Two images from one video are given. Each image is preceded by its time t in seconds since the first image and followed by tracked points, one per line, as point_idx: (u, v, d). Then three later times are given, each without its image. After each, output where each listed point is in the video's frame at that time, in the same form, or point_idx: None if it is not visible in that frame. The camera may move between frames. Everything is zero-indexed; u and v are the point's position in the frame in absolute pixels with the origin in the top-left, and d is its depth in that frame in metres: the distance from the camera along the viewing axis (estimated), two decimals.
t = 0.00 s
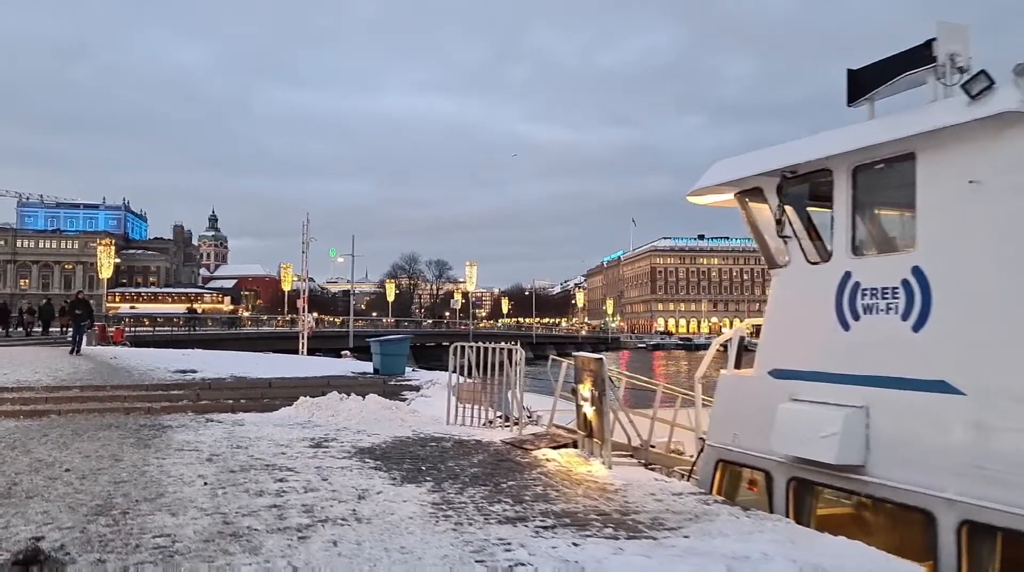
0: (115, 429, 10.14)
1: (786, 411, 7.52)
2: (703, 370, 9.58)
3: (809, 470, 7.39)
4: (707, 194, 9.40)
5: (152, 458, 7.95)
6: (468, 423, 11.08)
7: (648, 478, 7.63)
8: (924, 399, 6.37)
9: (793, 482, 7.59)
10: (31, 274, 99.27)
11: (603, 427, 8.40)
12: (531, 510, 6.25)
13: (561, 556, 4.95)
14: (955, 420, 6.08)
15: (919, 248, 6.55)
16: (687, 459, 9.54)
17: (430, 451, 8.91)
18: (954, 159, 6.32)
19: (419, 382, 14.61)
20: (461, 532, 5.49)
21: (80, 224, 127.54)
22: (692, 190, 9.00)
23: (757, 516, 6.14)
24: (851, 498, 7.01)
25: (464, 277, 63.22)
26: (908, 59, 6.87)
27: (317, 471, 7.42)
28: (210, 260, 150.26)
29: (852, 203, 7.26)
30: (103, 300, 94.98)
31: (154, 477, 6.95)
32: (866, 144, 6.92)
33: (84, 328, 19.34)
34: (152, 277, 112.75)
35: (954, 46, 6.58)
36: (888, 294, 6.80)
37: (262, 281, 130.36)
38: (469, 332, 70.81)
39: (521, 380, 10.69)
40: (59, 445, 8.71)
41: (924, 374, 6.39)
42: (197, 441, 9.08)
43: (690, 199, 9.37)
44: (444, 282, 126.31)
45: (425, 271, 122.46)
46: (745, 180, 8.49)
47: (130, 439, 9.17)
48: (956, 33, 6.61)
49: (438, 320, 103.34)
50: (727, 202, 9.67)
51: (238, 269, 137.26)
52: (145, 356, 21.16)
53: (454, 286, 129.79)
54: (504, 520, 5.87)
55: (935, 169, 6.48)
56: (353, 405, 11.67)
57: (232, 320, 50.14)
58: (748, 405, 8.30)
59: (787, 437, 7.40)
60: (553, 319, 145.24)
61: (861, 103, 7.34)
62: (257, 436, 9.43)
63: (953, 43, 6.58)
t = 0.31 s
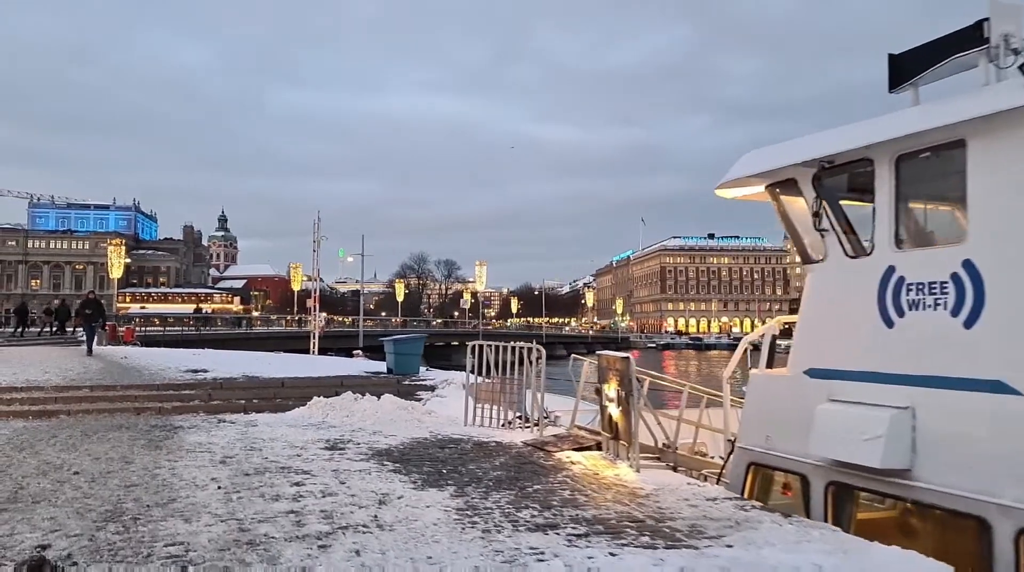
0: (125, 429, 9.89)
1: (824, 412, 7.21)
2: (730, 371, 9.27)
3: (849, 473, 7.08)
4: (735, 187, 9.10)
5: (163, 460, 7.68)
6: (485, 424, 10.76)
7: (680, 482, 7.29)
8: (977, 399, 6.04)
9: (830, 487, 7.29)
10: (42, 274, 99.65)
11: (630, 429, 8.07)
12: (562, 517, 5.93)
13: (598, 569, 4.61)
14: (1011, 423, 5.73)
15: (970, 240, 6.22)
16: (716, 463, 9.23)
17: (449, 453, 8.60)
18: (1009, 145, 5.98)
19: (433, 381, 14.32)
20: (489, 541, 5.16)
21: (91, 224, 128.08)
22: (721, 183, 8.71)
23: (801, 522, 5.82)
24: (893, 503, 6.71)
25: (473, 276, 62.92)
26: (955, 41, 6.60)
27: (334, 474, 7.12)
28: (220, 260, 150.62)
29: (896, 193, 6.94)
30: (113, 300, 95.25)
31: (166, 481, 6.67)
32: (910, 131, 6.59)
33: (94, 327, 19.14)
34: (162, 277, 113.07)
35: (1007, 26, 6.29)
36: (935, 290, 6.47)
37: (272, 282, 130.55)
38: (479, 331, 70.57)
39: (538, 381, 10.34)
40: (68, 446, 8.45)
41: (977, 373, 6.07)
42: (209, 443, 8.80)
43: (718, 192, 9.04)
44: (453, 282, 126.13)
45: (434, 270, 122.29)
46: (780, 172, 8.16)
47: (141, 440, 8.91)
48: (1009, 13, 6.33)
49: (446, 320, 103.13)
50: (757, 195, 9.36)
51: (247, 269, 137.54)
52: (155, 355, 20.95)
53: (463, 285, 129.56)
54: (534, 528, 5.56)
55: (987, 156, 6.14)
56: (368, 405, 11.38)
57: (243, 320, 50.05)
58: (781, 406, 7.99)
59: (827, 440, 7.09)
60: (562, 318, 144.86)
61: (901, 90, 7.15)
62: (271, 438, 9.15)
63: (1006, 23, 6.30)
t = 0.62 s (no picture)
0: (131, 436, 9.53)
1: (869, 421, 6.81)
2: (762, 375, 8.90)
3: (896, 487, 6.67)
4: (767, 181, 8.71)
5: (170, 470, 7.30)
6: (502, 430, 10.36)
7: (715, 494, 6.89)
8: None
9: (876, 500, 6.89)
10: (50, 274, 99.75)
11: (660, 438, 7.65)
12: (595, 534, 5.52)
13: None
14: None
15: None
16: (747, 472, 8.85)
17: (469, 462, 8.20)
18: None
19: (447, 384, 13.95)
20: (521, 563, 4.75)
21: (99, 225, 128.33)
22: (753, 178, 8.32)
23: (851, 540, 5.44)
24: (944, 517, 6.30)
25: (481, 276, 62.48)
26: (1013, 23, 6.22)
27: (349, 486, 6.73)
28: (227, 260, 150.79)
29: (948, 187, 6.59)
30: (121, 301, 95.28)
31: (172, 493, 6.29)
32: (965, 121, 6.23)
33: (101, 328, 18.81)
34: (169, 278, 113.14)
35: None
36: (992, 291, 6.06)
37: (279, 282, 130.52)
38: (486, 332, 70.22)
39: (558, 385, 9.95)
40: (70, 454, 8.07)
41: None
42: (217, 451, 8.42)
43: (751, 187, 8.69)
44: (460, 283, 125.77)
45: (441, 271, 121.95)
46: (818, 165, 7.78)
47: (146, 448, 8.53)
48: None
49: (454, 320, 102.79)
50: (789, 190, 8.96)
51: (254, 270, 137.57)
52: (163, 357, 20.62)
53: (470, 286, 129.19)
54: (567, 547, 5.16)
55: None
56: (380, 410, 11.00)
57: (250, 320, 49.77)
58: (820, 413, 7.60)
59: (874, 451, 6.68)
60: (569, 319, 144.36)
61: (953, 77, 6.78)
62: (282, 445, 8.76)
63: None
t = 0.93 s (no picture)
0: (136, 436, 9.20)
1: (915, 423, 6.48)
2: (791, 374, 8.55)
3: (944, 492, 6.33)
4: (798, 172, 8.35)
5: (176, 473, 6.96)
6: (519, 431, 10.02)
7: (750, 500, 6.53)
8: None
9: (919, 506, 6.55)
10: (56, 274, 99.75)
11: (689, 440, 7.29)
12: (630, 544, 5.17)
13: None
14: None
15: None
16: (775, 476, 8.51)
17: (487, 464, 7.84)
18: None
19: (459, 384, 13.61)
20: None
21: (105, 225, 128.46)
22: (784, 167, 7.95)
23: (905, 550, 5.12)
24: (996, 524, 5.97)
25: (486, 276, 62.20)
26: None
27: (365, 490, 6.39)
28: (232, 260, 150.80)
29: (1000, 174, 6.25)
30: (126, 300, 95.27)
31: (178, 499, 5.95)
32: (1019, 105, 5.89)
33: (106, 327, 18.50)
34: (175, 277, 113.15)
35: None
36: None
37: (284, 282, 130.44)
38: (492, 332, 69.94)
39: (577, 384, 9.59)
40: (73, 456, 7.75)
41: None
42: (225, 452, 8.08)
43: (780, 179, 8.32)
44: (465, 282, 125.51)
45: (446, 270, 121.68)
46: (857, 154, 7.42)
47: (152, 449, 8.21)
48: None
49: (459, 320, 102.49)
50: (818, 182, 8.61)
51: (259, 269, 137.55)
52: (168, 356, 20.33)
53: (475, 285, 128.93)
54: (602, 558, 4.80)
55: None
56: (392, 409, 10.66)
57: (256, 320, 49.50)
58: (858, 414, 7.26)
59: (921, 455, 6.34)
60: (574, 319, 144.01)
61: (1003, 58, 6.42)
62: (292, 446, 8.42)
63: None
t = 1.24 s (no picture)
0: (136, 446, 8.87)
1: (957, 434, 6.17)
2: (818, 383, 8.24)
3: (987, 508, 6.01)
4: (825, 172, 8.10)
5: (178, 487, 6.63)
6: (532, 439, 9.68)
7: (784, 515, 6.19)
8: None
9: (959, 523, 6.24)
10: (57, 275, 99.49)
11: (714, 451, 6.94)
12: (663, 567, 4.84)
13: None
14: None
15: None
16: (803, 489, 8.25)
17: (503, 476, 7.51)
18: None
19: (469, 389, 13.28)
20: None
21: (107, 226, 128.32)
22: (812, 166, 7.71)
23: None
24: None
25: (489, 277, 61.91)
26: None
27: (376, 506, 6.07)
28: (234, 261, 150.61)
29: None
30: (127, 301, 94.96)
31: (179, 517, 5.63)
32: None
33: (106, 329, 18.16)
34: (176, 278, 112.91)
35: None
36: None
37: (286, 283, 130.16)
38: (494, 333, 69.61)
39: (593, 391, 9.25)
40: (70, 468, 7.43)
41: None
42: (229, 463, 7.75)
43: (807, 179, 8.06)
44: (467, 283, 125.15)
45: (448, 271, 121.40)
46: (892, 151, 7.18)
47: (153, 460, 7.88)
48: None
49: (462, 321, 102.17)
50: (843, 181, 8.40)
51: (261, 270, 137.28)
52: (169, 359, 19.99)
53: (477, 286, 128.59)
54: None
55: None
56: (401, 417, 10.34)
57: (258, 320, 49.18)
58: (894, 422, 6.97)
59: (962, 469, 6.02)
60: (576, 320, 143.62)
61: None
62: (299, 457, 8.09)
63: None
